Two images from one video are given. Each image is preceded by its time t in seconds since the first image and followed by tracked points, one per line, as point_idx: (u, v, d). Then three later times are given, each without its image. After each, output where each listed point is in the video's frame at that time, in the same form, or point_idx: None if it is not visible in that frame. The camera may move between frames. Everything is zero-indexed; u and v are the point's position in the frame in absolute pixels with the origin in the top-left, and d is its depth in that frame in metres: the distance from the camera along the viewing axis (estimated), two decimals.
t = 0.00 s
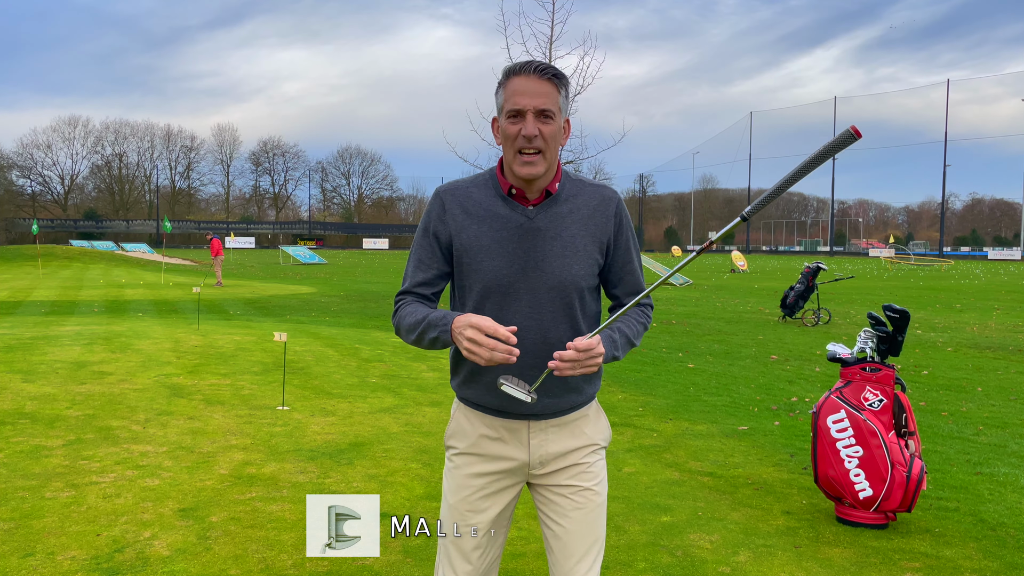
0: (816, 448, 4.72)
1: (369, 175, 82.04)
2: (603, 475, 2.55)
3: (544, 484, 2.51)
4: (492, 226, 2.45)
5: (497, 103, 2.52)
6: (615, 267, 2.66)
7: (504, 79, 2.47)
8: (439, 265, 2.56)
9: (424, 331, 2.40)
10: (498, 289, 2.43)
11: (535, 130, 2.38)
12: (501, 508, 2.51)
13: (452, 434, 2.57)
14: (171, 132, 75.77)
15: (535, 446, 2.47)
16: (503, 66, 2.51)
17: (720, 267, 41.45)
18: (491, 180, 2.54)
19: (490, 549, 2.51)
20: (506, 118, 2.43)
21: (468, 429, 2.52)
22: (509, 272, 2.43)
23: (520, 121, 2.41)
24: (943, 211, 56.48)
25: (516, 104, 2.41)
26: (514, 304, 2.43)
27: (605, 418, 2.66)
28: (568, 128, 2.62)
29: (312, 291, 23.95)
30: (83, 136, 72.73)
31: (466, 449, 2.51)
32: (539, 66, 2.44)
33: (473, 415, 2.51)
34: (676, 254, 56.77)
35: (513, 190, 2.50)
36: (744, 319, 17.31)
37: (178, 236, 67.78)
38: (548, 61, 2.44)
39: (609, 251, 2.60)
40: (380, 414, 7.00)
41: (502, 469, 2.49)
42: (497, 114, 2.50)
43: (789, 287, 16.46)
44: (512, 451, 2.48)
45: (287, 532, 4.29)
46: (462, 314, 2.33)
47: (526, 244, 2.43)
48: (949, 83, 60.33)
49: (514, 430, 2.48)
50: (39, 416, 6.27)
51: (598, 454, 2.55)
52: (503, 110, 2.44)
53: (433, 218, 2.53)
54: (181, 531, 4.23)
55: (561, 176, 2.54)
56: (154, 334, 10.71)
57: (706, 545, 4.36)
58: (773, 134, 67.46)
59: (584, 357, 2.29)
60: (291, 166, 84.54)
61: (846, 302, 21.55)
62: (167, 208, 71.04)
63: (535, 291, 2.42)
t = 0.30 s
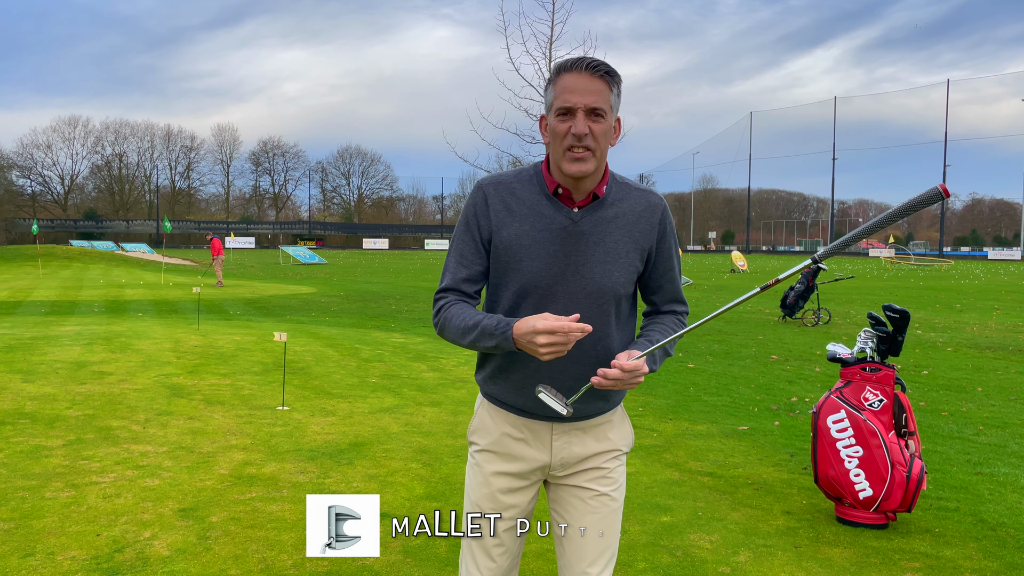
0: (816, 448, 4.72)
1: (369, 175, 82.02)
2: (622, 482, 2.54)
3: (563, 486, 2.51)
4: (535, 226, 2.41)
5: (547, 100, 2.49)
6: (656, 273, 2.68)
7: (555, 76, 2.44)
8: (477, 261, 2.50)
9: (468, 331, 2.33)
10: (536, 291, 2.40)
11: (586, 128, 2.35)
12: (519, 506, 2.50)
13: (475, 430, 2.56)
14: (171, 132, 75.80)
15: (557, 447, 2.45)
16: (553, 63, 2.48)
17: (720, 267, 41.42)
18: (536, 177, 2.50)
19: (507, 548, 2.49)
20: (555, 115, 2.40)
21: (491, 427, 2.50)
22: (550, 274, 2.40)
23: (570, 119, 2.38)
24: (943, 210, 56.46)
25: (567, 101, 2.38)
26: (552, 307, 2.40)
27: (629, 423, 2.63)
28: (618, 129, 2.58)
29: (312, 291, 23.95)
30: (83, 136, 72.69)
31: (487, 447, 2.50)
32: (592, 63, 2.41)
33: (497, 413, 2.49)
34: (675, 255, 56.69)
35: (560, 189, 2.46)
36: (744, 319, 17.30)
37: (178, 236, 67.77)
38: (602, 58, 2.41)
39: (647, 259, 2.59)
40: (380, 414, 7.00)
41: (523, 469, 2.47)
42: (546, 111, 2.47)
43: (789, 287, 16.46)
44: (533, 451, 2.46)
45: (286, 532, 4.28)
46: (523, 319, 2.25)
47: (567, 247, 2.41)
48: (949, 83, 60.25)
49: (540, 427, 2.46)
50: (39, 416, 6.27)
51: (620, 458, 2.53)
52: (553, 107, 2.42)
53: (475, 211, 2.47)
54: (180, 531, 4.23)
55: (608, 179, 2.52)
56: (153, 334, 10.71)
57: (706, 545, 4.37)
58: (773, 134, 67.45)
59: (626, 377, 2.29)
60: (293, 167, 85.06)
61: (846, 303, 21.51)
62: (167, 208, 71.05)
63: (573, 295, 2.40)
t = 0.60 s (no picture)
0: (816, 448, 4.71)
1: (369, 175, 82.00)
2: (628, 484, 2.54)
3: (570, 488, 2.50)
4: (547, 223, 2.40)
5: (561, 97, 2.47)
6: (664, 274, 2.69)
7: (569, 72, 2.43)
8: (488, 258, 2.48)
9: (480, 334, 2.32)
10: (547, 289, 2.38)
11: (600, 127, 2.34)
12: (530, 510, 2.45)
13: (483, 433, 2.53)
14: (171, 132, 75.80)
15: (567, 449, 2.44)
16: (567, 59, 2.47)
17: (720, 267, 41.42)
18: (548, 174, 2.49)
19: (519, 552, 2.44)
20: (570, 112, 2.39)
21: (499, 429, 2.47)
22: (563, 272, 2.38)
23: (585, 117, 2.37)
24: (943, 210, 56.44)
25: (581, 98, 2.37)
26: (563, 305, 2.39)
27: (634, 423, 2.64)
28: (632, 125, 2.57)
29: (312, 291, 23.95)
30: (83, 136, 72.69)
31: (495, 450, 2.46)
32: (608, 59, 2.39)
33: (506, 415, 2.46)
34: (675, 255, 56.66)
35: (573, 186, 2.45)
36: (744, 319, 17.31)
37: (178, 236, 67.77)
38: (617, 54, 2.39)
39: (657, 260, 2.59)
40: (380, 414, 7.00)
41: (533, 472, 2.43)
42: (560, 107, 2.46)
43: (789, 287, 16.46)
44: (543, 453, 2.43)
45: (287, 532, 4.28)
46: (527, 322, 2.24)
47: (580, 244, 2.40)
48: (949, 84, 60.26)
49: (548, 427, 2.43)
50: (39, 416, 6.27)
51: (627, 461, 2.54)
52: (568, 104, 2.40)
53: (487, 206, 2.46)
54: (178, 531, 4.22)
55: (621, 177, 2.52)
56: (154, 334, 10.72)
57: (706, 545, 4.37)
58: (773, 134, 67.44)
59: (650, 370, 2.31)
60: (293, 167, 85.03)
61: (846, 303, 21.52)
62: (167, 208, 71.06)
63: (584, 294, 2.39)
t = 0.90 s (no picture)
0: (816, 448, 4.71)
1: (370, 175, 81.97)
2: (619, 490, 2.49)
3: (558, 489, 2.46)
4: (523, 214, 2.42)
5: (537, 89, 2.48)
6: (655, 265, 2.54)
7: (544, 64, 2.44)
8: (471, 255, 2.52)
9: (458, 325, 2.34)
10: (523, 280, 2.37)
11: (573, 117, 2.33)
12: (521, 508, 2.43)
13: (471, 430, 2.50)
14: (171, 132, 75.80)
15: (554, 448, 2.40)
16: (542, 52, 2.48)
17: (720, 267, 41.41)
18: (527, 169, 2.51)
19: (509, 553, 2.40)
20: (543, 103, 2.39)
21: (486, 426, 2.45)
22: (538, 260, 2.37)
23: (558, 107, 2.37)
24: (944, 210, 56.37)
25: (555, 89, 2.37)
26: (540, 294, 2.36)
27: (627, 422, 2.55)
28: (608, 116, 2.57)
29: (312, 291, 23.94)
30: (83, 136, 72.67)
31: (482, 449, 2.43)
32: (580, 51, 2.40)
33: (492, 411, 2.44)
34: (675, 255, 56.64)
35: (549, 176, 2.46)
36: (744, 319, 17.30)
37: (178, 236, 67.76)
38: (589, 45, 2.39)
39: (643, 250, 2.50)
40: (380, 414, 7.00)
41: (519, 473, 2.40)
42: (536, 100, 2.46)
43: (789, 287, 16.46)
44: (530, 453, 2.39)
45: (287, 533, 4.28)
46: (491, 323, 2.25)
47: (555, 233, 2.39)
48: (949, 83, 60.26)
49: (538, 428, 2.39)
50: (39, 416, 6.27)
51: (617, 465, 2.46)
52: (541, 95, 2.41)
53: (467, 203, 2.52)
54: (179, 531, 4.23)
55: (600, 167, 2.50)
56: (154, 334, 10.72)
57: (706, 545, 4.37)
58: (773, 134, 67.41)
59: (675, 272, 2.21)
60: (293, 167, 85.01)
61: (846, 303, 21.53)
62: (167, 208, 71.04)
63: (562, 283, 2.36)
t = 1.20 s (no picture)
0: (816, 448, 4.71)
1: (370, 175, 81.94)
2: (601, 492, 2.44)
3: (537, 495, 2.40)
4: (480, 213, 2.45)
5: (487, 89, 2.46)
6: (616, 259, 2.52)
7: (494, 64, 2.42)
8: (430, 257, 2.51)
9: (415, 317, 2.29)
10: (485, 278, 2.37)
11: (527, 115, 2.33)
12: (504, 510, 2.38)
13: (442, 443, 2.44)
14: (171, 132, 75.76)
15: (529, 452, 2.36)
16: (491, 51, 2.45)
17: (720, 267, 41.43)
18: (482, 170, 2.55)
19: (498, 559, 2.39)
20: (496, 103, 2.38)
21: (457, 438, 2.40)
22: (499, 256, 2.38)
23: (511, 106, 2.36)
24: (943, 210, 56.34)
25: (506, 88, 2.36)
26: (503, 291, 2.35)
27: (600, 421, 2.52)
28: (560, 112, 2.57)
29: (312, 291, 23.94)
30: (82, 136, 72.67)
31: (456, 461, 2.39)
32: (529, 49, 2.38)
33: (464, 421, 2.39)
34: (674, 255, 56.52)
35: (505, 174, 2.49)
36: (744, 319, 17.31)
37: (178, 236, 67.74)
38: (539, 44, 2.38)
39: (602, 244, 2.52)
40: (380, 414, 7.00)
41: (497, 481, 2.36)
42: (487, 100, 2.45)
43: (789, 287, 16.47)
44: (505, 458, 2.36)
45: (286, 533, 4.28)
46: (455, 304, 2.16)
47: (515, 228, 2.41)
48: (949, 84, 60.29)
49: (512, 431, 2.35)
50: (39, 416, 6.27)
51: (593, 464, 2.42)
52: (493, 95, 2.40)
53: (422, 207, 2.53)
54: (178, 531, 4.23)
55: (553, 162, 2.53)
56: (154, 334, 10.72)
57: (706, 545, 4.37)
58: (773, 134, 67.44)
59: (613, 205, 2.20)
60: (293, 167, 85.00)
61: (846, 303, 21.54)
62: (167, 208, 71.03)
63: (526, 278, 2.35)
